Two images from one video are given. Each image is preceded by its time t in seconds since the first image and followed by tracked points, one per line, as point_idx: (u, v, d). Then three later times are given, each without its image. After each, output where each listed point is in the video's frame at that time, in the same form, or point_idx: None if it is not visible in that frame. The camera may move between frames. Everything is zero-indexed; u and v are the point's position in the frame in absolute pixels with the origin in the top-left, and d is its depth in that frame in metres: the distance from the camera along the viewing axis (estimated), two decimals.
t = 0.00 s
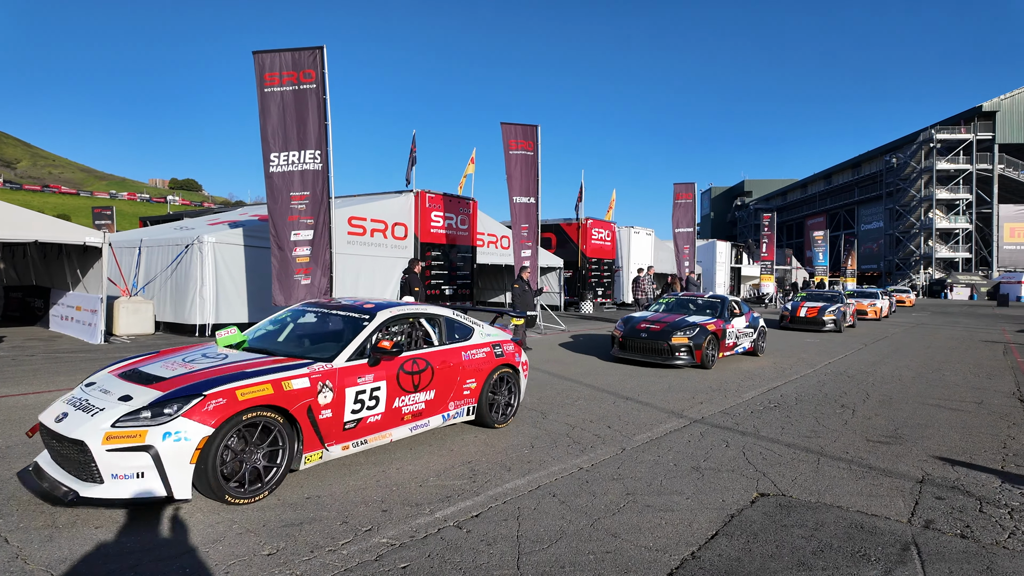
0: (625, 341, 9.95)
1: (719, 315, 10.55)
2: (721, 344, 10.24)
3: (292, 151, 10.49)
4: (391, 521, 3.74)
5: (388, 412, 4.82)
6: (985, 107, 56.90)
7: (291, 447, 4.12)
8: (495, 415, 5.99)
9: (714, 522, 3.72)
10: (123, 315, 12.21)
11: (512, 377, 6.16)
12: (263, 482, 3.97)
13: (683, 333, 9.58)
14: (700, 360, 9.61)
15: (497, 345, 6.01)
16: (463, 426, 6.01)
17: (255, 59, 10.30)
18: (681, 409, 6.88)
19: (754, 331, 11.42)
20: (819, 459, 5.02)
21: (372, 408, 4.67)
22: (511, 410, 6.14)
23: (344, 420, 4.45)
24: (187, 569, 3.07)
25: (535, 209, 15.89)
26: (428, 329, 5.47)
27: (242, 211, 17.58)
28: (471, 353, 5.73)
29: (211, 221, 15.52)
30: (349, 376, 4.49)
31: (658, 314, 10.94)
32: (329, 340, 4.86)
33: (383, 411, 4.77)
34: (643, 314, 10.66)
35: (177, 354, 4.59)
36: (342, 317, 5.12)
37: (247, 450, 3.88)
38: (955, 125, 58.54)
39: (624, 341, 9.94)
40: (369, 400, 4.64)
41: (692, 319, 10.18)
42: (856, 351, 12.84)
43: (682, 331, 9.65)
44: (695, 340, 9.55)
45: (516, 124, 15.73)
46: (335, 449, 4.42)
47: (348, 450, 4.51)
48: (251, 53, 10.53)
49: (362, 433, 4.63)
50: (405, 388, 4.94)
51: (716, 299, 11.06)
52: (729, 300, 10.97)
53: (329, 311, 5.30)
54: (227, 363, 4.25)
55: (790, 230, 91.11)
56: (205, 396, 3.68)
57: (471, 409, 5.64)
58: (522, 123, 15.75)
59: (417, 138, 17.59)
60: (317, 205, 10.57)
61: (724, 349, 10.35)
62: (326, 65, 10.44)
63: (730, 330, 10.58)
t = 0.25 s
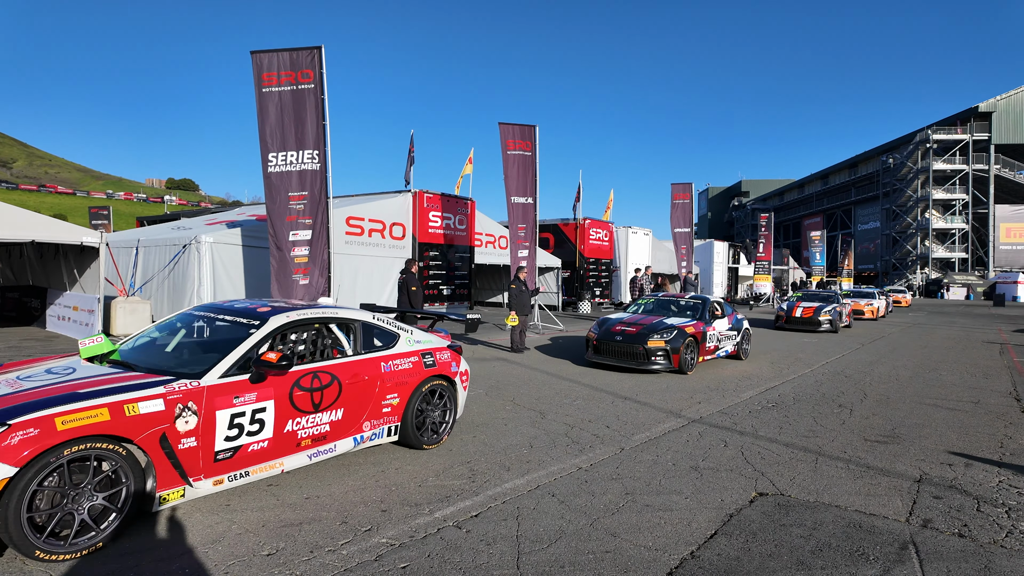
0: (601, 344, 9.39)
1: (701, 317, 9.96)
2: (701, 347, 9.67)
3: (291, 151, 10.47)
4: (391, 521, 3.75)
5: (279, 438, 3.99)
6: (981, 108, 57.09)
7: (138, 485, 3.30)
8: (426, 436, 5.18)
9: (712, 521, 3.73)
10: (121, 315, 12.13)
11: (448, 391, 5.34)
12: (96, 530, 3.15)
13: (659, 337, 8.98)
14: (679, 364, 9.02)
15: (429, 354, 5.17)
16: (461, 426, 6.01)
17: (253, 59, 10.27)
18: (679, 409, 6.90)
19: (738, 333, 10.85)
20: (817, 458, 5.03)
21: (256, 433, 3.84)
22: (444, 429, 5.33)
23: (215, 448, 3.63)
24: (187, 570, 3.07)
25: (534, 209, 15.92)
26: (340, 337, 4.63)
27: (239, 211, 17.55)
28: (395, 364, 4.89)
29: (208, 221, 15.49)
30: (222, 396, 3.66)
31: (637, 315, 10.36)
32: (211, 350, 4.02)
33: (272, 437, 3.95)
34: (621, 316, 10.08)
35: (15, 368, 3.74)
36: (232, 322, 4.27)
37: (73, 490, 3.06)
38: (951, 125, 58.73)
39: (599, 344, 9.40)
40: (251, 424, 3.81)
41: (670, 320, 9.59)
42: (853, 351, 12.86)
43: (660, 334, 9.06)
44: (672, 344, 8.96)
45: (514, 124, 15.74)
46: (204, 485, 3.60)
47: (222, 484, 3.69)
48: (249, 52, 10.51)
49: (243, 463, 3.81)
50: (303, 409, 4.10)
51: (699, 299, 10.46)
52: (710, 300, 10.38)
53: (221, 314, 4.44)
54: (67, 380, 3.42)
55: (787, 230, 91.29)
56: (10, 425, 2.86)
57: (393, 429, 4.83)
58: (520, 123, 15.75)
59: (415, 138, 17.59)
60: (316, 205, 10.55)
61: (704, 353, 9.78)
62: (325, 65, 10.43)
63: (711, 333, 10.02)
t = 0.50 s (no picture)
0: (569, 349, 8.81)
1: (677, 319, 9.37)
2: (676, 352, 9.11)
3: (289, 151, 10.45)
4: (390, 521, 3.75)
5: (121, 473, 3.23)
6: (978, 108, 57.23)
7: None
8: (331, 462, 4.45)
9: (711, 521, 3.74)
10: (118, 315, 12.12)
11: (359, 409, 4.61)
12: None
13: (630, 341, 8.41)
14: (651, 371, 8.45)
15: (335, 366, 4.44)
16: (460, 427, 6.00)
17: (251, 59, 10.25)
18: (678, 409, 6.90)
19: (718, 337, 10.28)
20: (815, 458, 5.05)
21: (86, 469, 3.08)
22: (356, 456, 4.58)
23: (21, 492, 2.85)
24: (186, 570, 3.07)
25: (533, 210, 15.96)
26: (217, 349, 3.88)
27: (237, 211, 17.52)
28: (290, 379, 4.14)
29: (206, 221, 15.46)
30: (33, 423, 2.89)
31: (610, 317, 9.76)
32: (37, 364, 3.24)
33: (111, 473, 3.19)
34: (593, 318, 9.49)
35: None
36: (73, 330, 3.48)
37: None
38: (948, 125, 58.88)
39: (567, 349, 8.81)
40: (79, 458, 3.04)
41: (644, 322, 9.02)
42: (851, 351, 12.87)
43: (631, 338, 8.49)
44: (644, 349, 8.40)
45: (513, 124, 15.73)
46: (7, 538, 2.83)
47: (33, 535, 2.92)
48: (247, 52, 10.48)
49: (65, 508, 3.03)
50: (155, 437, 3.36)
51: (675, 300, 9.86)
52: (688, 301, 9.79)
53: (63, 321, 3.64)
54: None
55: (785, 230, 91.44)
56: None
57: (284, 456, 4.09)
58: (519, 123, 15.74)
59: (413, 138, 17.58)
60: (314, 205, 10.55)
61: (679, 358, 9.21)
62: (323, 64, 10.42)
63: (688, 337, 9.44)
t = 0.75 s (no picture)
0: (528, 355, 8.11)
1: (646, 322, 8.71)
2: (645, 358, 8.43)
3: (288, 151, 10.45)
4: (389, 521, 3.75)
5: None
6: (976, 108, 57.36)
7: None
8: (201, 501, 3.61)
9: (710, 520, 3.75)
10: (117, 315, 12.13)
11: (245, 435, 3.80)
12: None
13: (593, 347, 7.70)
14: (617, 379, 7.74)
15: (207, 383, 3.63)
16: (458, 427, 6.00)
17: (250, 59, 10.25)
18: (676, 409, 6.92)
19: (693, 341, 9.66)
20: (813, 457, 5.06)
21: None
22: (236, 490, 3.76)
23: None
24: (186, 570, 3.07)
25: (531, 209, 15.93)
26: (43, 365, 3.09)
27: (235, 211, 17.52)
28: (144, 399, 3.34)
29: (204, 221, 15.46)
30: None
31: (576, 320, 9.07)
32: None
33: None
34: (556, 321, 8.80)
35: None
36: None
37: None
38: (946, 126, 59.01)
39: (526, 355, 8.11)
40: None
41: (611, 326, 8.34)
42: (850, 351, 12.90)
43: (594, 343, 7.79)
44: (608, 355, 7.70)
45: (511, 124, 15.74)
46: None
47: None
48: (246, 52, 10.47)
49: None
50: None
51: (645, 303, 9.21)
52: (659, 304, 9.16)
53: None
54: None
55: (783, 230, 91.59)
56: None
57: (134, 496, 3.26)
58: (518, 123, 15.74)
59: (412, 138, 17.58)
60: (313, 205, 10.55)
61: (650, 365, 8.53)
62: (322, 65, 10.42)
63: (660, 341, 8.78)
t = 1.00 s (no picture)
0: (476, 363, 7.30)
1: (609, 326, 7.95)
2: (608, 367, 7.65)
3: (288, 151, 10.46)
4: (390, 521, 3.76)
5: None
6: (975, 109, 57.43)
7: None
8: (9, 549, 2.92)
9: (710, 520, 3.76)
10: (117, 315, 12.14)
11: (79, 468, 3.13)
12: None
13: (547, 355, 6.91)
14: (573, 391, 6.97)
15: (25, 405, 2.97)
16: (458, 427, 6.02)
17: (249, 59, 10.25)
18: (676, 409, 6.94)
19: (666, 346, 8.89)
20: (812, 457, 5.08)
21: None
22: (72, 538, 3.08)
23: None
24: (187, 570, 3.08)
25: (530, 210, 15.94)
26: None
27: (235, 212, 17.54)
28: None
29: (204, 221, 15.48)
30: None
31: (534, 323, 8.27)
32: None
33: None
34: (510, 325, 7.99)
35: None
36: None
37: None
38: (945, 126, 59.09)
39: (474, 364, 7.30)
40: None
41: (570, 331, 7.56)
42: (849, 351, 12.91)
43: (549, 351, 7.01)
44: (564, 364, 6.93)
45: (510, 125, 15.75)
46: None
47: None
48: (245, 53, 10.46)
49: None
50: None
51: (611, 305, 8.45)
52: (625, 306, 8.40)
53: None
54: None
55: (782, 230, 91.68)
56: None
57: None
58: (517, 123, 15.76)
59: (411, 138, 17.59)
60: (313, 205, 10.56)
61: (615, 374, 7.75)
62: (321, 64, 10.41)
63: (626, 347, 8.01)
